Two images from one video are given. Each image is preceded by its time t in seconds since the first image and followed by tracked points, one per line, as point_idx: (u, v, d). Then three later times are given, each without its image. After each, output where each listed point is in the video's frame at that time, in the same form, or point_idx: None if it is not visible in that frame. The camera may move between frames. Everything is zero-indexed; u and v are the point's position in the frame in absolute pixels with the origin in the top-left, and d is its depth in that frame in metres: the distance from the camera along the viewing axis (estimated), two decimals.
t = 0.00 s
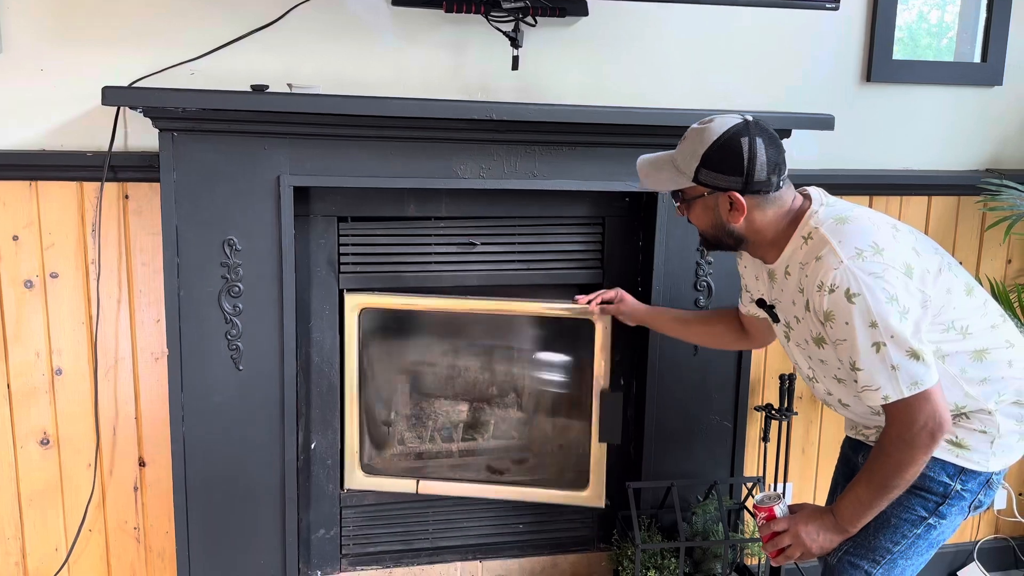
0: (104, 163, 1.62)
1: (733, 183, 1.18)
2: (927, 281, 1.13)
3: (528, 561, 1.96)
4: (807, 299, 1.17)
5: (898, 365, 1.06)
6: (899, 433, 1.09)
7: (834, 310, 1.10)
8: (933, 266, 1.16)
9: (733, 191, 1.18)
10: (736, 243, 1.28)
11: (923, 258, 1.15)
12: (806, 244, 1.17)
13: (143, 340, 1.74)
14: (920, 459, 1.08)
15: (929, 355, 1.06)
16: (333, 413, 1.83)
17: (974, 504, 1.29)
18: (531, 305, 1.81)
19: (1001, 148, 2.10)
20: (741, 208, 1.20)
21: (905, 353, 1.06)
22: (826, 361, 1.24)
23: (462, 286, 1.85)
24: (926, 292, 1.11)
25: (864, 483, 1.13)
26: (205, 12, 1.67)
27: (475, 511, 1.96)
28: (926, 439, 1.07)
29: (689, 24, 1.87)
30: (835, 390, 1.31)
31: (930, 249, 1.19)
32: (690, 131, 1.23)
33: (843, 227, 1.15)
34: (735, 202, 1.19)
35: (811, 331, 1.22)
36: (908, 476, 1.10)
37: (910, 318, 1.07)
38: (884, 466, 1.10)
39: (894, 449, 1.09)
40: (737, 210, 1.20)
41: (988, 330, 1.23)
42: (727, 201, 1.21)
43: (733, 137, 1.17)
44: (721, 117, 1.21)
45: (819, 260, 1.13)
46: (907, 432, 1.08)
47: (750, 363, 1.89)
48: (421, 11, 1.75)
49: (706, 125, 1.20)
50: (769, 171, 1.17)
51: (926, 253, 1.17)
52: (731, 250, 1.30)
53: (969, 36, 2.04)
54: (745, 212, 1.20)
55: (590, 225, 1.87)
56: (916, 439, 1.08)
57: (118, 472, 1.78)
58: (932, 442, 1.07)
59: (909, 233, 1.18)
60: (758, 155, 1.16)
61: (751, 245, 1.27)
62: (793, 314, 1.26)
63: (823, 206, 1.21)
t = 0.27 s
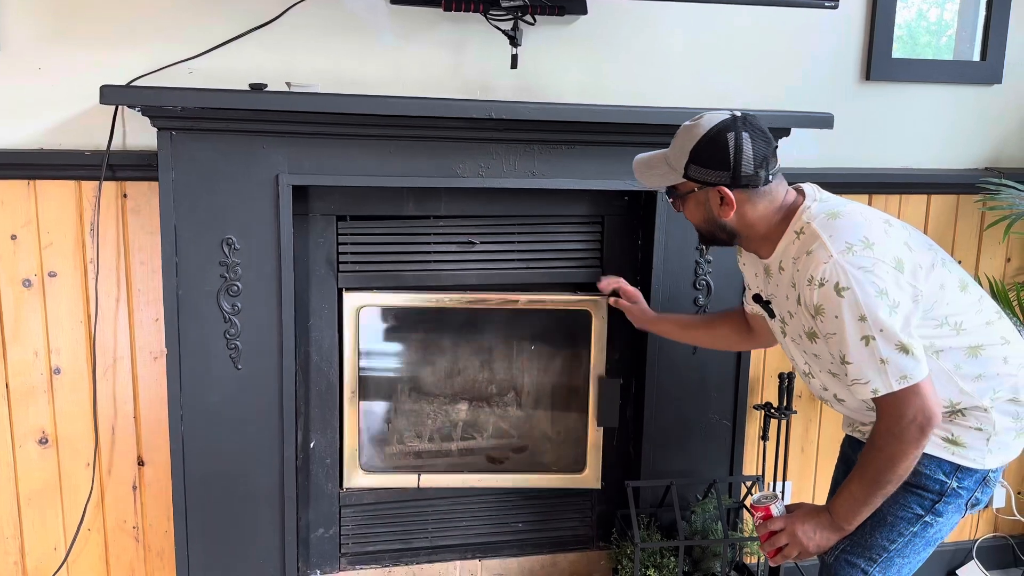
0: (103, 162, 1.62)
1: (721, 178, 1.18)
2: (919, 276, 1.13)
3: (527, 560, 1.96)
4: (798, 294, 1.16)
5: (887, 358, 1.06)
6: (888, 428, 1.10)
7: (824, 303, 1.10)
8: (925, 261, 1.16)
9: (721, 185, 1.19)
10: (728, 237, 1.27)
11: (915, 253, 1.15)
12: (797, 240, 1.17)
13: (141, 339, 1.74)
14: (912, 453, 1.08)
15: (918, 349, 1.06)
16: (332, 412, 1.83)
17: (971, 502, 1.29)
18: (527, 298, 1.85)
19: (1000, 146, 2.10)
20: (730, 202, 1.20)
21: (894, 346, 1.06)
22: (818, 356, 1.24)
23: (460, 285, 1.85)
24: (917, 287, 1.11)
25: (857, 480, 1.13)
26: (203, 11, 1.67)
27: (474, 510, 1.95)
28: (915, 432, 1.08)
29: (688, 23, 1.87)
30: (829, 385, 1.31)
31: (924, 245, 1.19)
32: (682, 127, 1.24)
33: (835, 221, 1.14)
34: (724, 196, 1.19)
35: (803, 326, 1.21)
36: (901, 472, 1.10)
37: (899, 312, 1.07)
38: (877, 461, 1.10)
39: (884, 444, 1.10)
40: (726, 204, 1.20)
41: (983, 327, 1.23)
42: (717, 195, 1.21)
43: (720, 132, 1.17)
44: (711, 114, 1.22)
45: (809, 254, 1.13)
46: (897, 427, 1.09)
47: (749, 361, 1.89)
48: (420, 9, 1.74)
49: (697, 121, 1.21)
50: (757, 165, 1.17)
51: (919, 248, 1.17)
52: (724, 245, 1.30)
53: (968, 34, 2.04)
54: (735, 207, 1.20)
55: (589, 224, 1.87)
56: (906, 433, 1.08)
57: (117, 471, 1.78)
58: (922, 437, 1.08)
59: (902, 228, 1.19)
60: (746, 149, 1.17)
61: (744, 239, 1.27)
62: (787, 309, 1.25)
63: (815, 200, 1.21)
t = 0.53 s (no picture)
0: (104, 164, 1.62)
1: (717, 178, 1.18)
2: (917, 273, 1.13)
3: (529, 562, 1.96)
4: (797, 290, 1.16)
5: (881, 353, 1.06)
6: (884, 425, 1.10)
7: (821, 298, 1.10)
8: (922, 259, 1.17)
9: (717, 184, 1.18)
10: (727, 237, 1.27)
11: (913, 250, 1.15)
12: (795, 237, 1.17)
13: (143, 340, 1.74)
14: (907, 450, 1.08)
15: (914, 345, 1.06)
16: (334, 414, 1.83)
17: (972, 502, 1.28)
18: (526, 296, 1.86)
19: (1003, 147, 2.10)
20: (727, 202, 1.19)
21: (890, 342, 1.05)
22: (817, 355, 1.23)
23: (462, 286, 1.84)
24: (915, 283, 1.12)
25: (855, 479, 1.13)
26: (205, 12, 1.67)
27: (475, 511, 1.95)
28: (909, 429, 1.08)
29: (690, 24, 1.87)
30: (827, 385, 1.30)
31: (922, 243, 1.20)
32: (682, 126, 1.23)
33: (833, 217, 1.14)
34: (721, 196, 1.19)
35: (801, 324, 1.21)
36: (897, 469, 1.10)
37: (896, 307, 1.07)
38: (873, 459, 1.10)
39: (880, 442, 1.10)
40: (721, 204, 1.20)
41: (982, 325, 1.23)
42: (714, 195, 1.21)
43: (716, 132, 1.17)
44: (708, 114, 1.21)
45: (807, 250, 1.13)
46: (892, 424, 1.09)
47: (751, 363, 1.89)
48: (422, 11, 1.74)
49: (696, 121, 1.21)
50: (752, 165, 1.17)
51: (916, 246, 1.18)
52: (723, 244, 1.30)
53: (971, 35, 2.04)
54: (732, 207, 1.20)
55: (591, 225, 1.87)
56: (900, 430, 1.08)
57: (119, 472, 1.78)
58: (916, 433, 1.08)
59: (901, 226, 1.19)
60: (741, 150, 1.16)
61: (743, 239, 1.27)
62: (786, 307, 1.25)
63: (813, 197, 1.21)
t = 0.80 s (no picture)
0: (114, 170, 1.63)
1: (745, 174, 1.18)
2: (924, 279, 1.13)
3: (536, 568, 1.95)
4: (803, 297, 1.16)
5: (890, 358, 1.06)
6: (895, 432, 1.09)
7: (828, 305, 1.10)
8: (929, 264, 1.16)
9: (744, 181, 1.19)
10: (740, 241, 1.26)
11: (919, 255, 1.15)
12: (801, 242, 1.17)
13: (151, 345, 1.74)
14: (917, 457, 1.08)
15: (922, 351, 1.06)
16: (341, 420, 1.83)
17: (983, 509, 1.27)
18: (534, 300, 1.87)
19: (1011, 152, 2.09)
20: (751, 199, 1.19)
21: (898, 347, 1.05)
22: (824, 361, 1.23)
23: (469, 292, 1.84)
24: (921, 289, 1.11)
25: (865, 485, 1.13)
26: (214, 19, 1.68)
27: (483, 517, 1.94)
28: (920, 436, 1.07)
29: (697, 29, 1.87)
30: (834, 392, 1.30)
31: (929, 247, 1.20)
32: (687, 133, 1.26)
33: (839, 222, 1.14)
34: (746, 194, 1.19)
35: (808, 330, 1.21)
36: (907, 475, 1.10)
37: (904, 313, 1.06)
38: (883, 465, 1.10)
39: (891, 449, 1.09)
40: (745, 203, 1.20)
41: (990, 331, 1.23)
42: (737, 194, 1.20)
43: (742, 131, 1.19)
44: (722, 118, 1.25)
45: (813, 257, 1.13)
46: (903, 431, 1.08)
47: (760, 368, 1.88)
48: (429, 17, 1.75)
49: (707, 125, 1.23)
50: (775, 163, 1.20)
51: (923, 251, 1.18)
52: (732, 251, 1.29)
53: (979, 40, 2.03)
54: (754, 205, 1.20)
55: (598, 231, 1.87)
56: (911, 437, 1.08)
57: (127, 477, 1.78)
58: (927, 439, 1.08)
59: (908, 231, 1.19)
60: (766, 148, 1.19)
61: (755, 243, 1.26)
62: (792, 314, 1.25)
63: (819, 204, 1.21)
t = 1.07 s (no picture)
0: (128, 179, 1.65)
1: (769, 177, 1.19)
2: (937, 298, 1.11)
3: None
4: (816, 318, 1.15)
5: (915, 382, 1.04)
6: (923, 456, 1.07)
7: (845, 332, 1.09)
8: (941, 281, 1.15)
9: (768, 184, 1.19)
10: (752, 251, 1.24)
11: (932, 271, 1.14)
12: (810, 260, 1.16)
13: (164, 354, 1.75)
14: (942, 480, 1.07)
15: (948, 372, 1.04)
16: (352, 429, 1.83)
17: (988, 525, 1.26)
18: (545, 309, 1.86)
19: None
20: (773, 205, 1.20)
21: (925, 370, 1.03)
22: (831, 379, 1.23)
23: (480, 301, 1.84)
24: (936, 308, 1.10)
25: (879, 503, 1.11)
26: (228, 30, 1.69)
27: (493, 527, 1.94)
28: (946, 459, 1.06)
29: (709, 39, 1.87)
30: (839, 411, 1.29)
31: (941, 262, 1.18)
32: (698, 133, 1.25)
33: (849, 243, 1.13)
34: (769, 198, 1.19)
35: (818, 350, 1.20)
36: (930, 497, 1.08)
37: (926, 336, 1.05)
38: (904, 484, 1.08)
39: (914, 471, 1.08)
40: (767, 209, 1.20)
41: (1000, 346, 1.22)
42: (759, 199, 1.20)
43: (766, 136, 1.20)
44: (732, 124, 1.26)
45: (826, 280, 1.12)
46: (932, 455, 1.06)
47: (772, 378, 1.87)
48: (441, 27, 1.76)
49: (721, 127, 1.23)
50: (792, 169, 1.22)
51: (935, 267, 1.16)
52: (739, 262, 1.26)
53: (992, 48, 2.03)
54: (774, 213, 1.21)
55: (610, 240, 1.86)
56: (941, 461, 1.06)
57: (139, 485, 1.78)
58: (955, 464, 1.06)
59: (919, 247, 1.17)
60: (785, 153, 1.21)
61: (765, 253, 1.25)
62: (799, 332, 1.24)
63: (826, 217, 1.20)
